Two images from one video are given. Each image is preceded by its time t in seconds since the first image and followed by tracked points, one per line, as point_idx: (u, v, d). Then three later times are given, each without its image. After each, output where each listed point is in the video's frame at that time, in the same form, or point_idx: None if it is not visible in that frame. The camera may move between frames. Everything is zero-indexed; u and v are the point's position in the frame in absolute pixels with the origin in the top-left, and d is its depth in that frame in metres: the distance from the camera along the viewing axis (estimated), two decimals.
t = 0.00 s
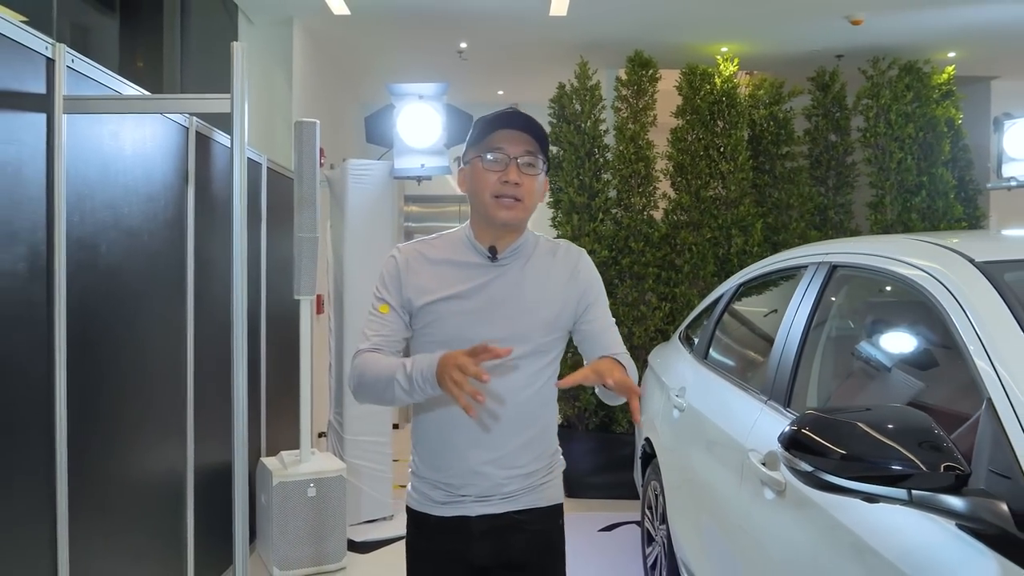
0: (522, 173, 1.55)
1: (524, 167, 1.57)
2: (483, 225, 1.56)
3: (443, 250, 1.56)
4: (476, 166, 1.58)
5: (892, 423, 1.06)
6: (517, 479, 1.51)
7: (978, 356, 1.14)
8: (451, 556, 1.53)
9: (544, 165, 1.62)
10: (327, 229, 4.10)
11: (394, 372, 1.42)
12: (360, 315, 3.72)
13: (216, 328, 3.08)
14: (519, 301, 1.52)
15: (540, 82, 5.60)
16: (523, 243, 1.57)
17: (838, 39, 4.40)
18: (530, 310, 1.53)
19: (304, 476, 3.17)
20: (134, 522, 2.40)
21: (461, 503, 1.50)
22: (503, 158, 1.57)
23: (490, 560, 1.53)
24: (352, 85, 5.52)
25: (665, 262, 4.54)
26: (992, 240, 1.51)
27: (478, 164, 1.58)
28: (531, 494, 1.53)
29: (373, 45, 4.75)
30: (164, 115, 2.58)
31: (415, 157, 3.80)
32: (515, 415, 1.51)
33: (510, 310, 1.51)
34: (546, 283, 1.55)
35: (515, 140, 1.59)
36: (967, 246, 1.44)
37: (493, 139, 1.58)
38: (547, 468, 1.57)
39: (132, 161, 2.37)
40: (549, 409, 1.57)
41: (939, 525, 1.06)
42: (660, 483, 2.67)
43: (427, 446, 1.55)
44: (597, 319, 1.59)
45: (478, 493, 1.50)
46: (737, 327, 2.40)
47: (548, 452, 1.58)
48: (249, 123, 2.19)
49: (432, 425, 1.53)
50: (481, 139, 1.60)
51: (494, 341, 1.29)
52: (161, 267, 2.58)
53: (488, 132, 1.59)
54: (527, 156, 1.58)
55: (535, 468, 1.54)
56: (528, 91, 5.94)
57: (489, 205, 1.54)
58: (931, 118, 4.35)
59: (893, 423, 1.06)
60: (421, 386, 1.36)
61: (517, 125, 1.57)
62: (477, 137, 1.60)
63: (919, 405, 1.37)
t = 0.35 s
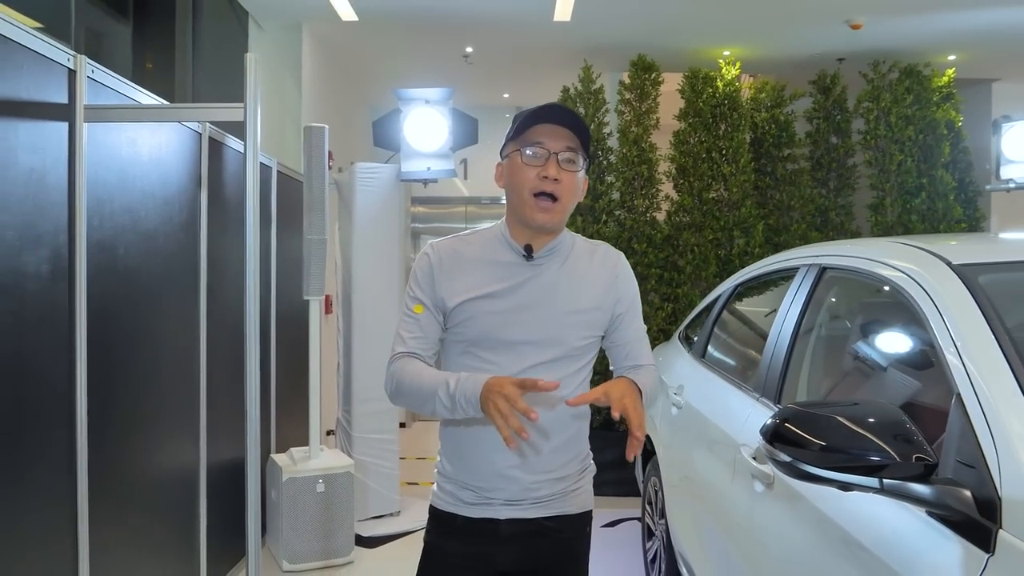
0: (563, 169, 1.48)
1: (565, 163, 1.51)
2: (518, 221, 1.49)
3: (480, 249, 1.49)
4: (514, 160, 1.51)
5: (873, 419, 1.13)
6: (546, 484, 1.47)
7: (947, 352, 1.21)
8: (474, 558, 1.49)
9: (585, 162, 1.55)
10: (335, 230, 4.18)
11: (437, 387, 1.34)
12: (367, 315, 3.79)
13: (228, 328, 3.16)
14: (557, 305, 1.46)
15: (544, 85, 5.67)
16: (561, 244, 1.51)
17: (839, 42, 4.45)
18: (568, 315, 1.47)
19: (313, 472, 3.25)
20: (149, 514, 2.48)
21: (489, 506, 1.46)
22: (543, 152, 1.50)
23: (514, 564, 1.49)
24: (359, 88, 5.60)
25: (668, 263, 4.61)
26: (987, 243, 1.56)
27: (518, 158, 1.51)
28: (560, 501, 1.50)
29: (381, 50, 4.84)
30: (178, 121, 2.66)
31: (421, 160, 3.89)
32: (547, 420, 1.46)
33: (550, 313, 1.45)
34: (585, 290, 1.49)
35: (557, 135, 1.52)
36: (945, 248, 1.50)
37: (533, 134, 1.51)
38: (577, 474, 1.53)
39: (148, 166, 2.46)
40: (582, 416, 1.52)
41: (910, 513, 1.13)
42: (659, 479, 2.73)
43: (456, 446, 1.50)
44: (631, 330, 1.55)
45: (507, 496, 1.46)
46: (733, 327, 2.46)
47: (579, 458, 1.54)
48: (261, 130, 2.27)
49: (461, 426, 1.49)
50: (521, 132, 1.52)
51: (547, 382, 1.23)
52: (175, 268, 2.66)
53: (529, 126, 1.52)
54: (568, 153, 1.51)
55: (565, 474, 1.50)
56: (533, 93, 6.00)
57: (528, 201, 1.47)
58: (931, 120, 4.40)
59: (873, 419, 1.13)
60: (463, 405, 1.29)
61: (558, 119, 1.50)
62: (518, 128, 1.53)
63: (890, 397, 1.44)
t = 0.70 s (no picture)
0: (569, 191, 1.38)
1: (572, 182, 1.40)
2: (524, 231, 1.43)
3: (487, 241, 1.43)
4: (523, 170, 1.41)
5: (852, 410, 1.20)
6: (564, 478, 1.40)
7: (919, 345, 1.28)
8: (487, 553, 1.41)
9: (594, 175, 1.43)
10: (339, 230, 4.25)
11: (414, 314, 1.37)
12: (370, 314, 3.86)
13: (235, 325, 3.23)
14: (567, 298, 1.40)
15: (546, 86, 5.74)
16: (568, 251, 1.44)
17: (837, 45, 4.51)
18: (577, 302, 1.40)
19: (317, 467, 3.32)
20: (157, 506, 2.55)
21: (506, 501, 1.38)
22: (549, 170, 1.39)
23: (529, 560, 1.42)
24: (364, 89, 5.67)
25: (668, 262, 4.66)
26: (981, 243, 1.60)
27: (523, 173, 1.41)
28: (576, 495, 1.42)
29: (385, 53, 4.91)
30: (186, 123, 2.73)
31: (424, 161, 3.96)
32: (563, 411, 1.38)
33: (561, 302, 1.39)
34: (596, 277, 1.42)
35: (564, 151, 1.40)
36: (924, 248, 1.57)
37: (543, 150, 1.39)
38: (589, 466, 1.46)
39: (158, 168, 2.53)
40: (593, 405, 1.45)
41: (882, 496, 1.20)
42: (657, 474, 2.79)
43: (467, 437, 1.41)
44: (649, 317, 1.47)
45: (525, 490, 1.37)
46: (728, 325, 2.51)
47: (591, 449, 1.46)
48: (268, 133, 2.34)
49: (472, 416, 1.40)
50: (530, 144, 1.40)
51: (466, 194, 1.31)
52: (183, 268, 2.73)
53: (540, 139, 1.40)
54: (576, 171, 1.40)
55: (581, 466, 1.43)
56: (535, 95, 6.06)
57: (533, 220, 1.39)
58: (928, 121, 4.46)
59: (853, 410, 1.20)
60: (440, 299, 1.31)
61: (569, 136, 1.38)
62: (525, 139, 1.41)
63: (864, 391, 1.51)
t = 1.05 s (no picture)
0: (569, 216, 1.44)
1: (574, 206, 1.45)
2: (525, 240, 1.50)
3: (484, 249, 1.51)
4: (525, 190, 1.46)
5: (825, 400, 1.28)
6: (563, 469, 1.48)
7: (887, 339, 1.38)
8: (491, 540, 1.48)
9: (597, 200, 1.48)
10: (344, 232, 4.34)
11: (427, 347, 1.40)
12: (374, 313, 3.95)
13: (243, 324, 3.33)
14: (564, 303, 1.49)
15: (546, 90, 5.83)
16: (563, 264, 1.51)
17: (831, 49, 4.59)
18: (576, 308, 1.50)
19: (324, 461, 3.42)
20: (169, 499, 2.64)
21: (510, 491, 1.45)
22: (552, 194, 1.43)
23: (532, 547, 1.49)
24: (367, 92, 5.77)
25: (665, 263, 4.75)
26: (966, 243, 1.69)
27: (527, 191, 1.46)
28: (574, 485, 1.51)
29: (387, 58, 5.00)
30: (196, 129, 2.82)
31: (427, 164, 4.05)
32: (560, 407, 1.47)
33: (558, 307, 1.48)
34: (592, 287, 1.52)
35: (570, 177, 1.44)
36: (898, 249, 1.66)
37: (545, 172, 1.43)
38: (583, 457, 1.56)
39: (170, 172, 2.62)
40: (584, 400, 1.54)
41: (850, 481, 1.29)
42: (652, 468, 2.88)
43: (470, 433, 1.48)
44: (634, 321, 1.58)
45: (528, 480, 1.45)
46: (718, 323, 2.60)
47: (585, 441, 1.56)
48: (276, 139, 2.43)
49: (475, 413, 1.47)
50: (533, 167, 1.44)
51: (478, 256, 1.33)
52: (193, 268, 2.82)
53: (543, 163, 1.43)
54: (579, 196, 1.44)
55: (577, 457, 1.52)
56: (535, 98, 6.16)
57: (532, 238, 1.46)
58: (921, 124, 4.55)
59: (826, 400, 1.28)
60: (456, 346, 1.35)
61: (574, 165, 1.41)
62: (533, 158, 1.45)
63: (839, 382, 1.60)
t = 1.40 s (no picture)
0: (541, 189, 1.54)
1: (543, 181, 1.56)
2: (504, 232, 1.57)
3: (464, 254, 1.57)
4: (495, 177, 1.57)
5: (802, 396, 1.35)
6: (553, 467, 1.53)
7: (857, 337, 1.48)
8: (487, 541, 1.53)
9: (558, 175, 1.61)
10: (347, 234, 4.44)
11: (425, 349, 1.40)
12: (376, 314, 4.04)
13: (250, 325, 3.42)
14: (549, 302, 1.55)
15: (546, 94, 5.93)
16: (542, 248, 1.59)
17: (825, 54, 4.68)
18: (559, 304, 1.56)
19: (328, 458, 3.51)
20: (178, 494, 2.73)
21: (504, 493, 1.50)
22: (521, 173, 1.54)
23: (527, 546, 1.54)
24: (370, 97, 5.88)
25: (662, 264, 4.83)
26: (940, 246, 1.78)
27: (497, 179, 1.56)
28: (565, 484, 1.56)
29: (390, 63, 5.10)
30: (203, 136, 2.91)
31: (428, 168, 4.14)
32: (548, 406, 1.53)
33: (543, 308, 1.54)
34: (567, 281, 1.59)
35: (532, 154, 1.56)
36: (873, 253, 1.74)
37: (510, 156, 1.55)
38: (572, 456, 1.61)
39: (180, 177, 2.71)
40: (570, 397, 1.61)
41: (825, 472, 1.38)
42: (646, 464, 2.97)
43: (463, 437, 1.52)
44: (612, 308, 1.69)
45: (521, 481, 1.50)
46: (709, 324, 2.69)
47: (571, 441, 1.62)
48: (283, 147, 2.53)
49: (467, 417, 1.52)
50: (498, 153, 1.56)
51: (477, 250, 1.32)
52: (202, 271, 2.92)
53: (507, 148, 1.56)
54: (544, 171, 1.56)
55: (566, 455, 1.57)
56: (535, 102, 6.25)
57: (512, 221, 1.53)
58: (914, 128, 4.64)
59: (802, 396, 1.35)
60: (455, 344, 1.35)
61: (534, 141, 1.54)
62: (495, 149, 1.56)
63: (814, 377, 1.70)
